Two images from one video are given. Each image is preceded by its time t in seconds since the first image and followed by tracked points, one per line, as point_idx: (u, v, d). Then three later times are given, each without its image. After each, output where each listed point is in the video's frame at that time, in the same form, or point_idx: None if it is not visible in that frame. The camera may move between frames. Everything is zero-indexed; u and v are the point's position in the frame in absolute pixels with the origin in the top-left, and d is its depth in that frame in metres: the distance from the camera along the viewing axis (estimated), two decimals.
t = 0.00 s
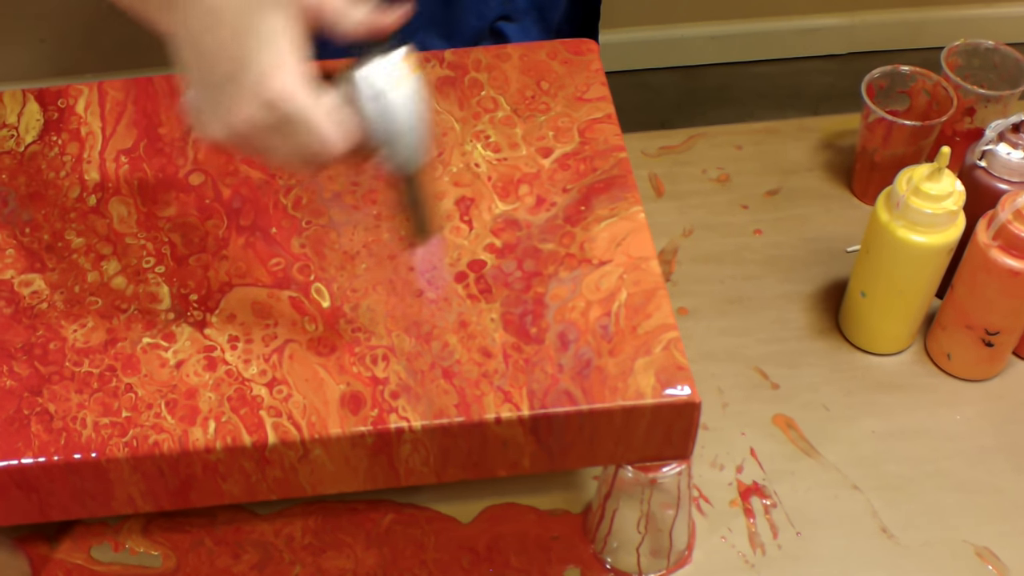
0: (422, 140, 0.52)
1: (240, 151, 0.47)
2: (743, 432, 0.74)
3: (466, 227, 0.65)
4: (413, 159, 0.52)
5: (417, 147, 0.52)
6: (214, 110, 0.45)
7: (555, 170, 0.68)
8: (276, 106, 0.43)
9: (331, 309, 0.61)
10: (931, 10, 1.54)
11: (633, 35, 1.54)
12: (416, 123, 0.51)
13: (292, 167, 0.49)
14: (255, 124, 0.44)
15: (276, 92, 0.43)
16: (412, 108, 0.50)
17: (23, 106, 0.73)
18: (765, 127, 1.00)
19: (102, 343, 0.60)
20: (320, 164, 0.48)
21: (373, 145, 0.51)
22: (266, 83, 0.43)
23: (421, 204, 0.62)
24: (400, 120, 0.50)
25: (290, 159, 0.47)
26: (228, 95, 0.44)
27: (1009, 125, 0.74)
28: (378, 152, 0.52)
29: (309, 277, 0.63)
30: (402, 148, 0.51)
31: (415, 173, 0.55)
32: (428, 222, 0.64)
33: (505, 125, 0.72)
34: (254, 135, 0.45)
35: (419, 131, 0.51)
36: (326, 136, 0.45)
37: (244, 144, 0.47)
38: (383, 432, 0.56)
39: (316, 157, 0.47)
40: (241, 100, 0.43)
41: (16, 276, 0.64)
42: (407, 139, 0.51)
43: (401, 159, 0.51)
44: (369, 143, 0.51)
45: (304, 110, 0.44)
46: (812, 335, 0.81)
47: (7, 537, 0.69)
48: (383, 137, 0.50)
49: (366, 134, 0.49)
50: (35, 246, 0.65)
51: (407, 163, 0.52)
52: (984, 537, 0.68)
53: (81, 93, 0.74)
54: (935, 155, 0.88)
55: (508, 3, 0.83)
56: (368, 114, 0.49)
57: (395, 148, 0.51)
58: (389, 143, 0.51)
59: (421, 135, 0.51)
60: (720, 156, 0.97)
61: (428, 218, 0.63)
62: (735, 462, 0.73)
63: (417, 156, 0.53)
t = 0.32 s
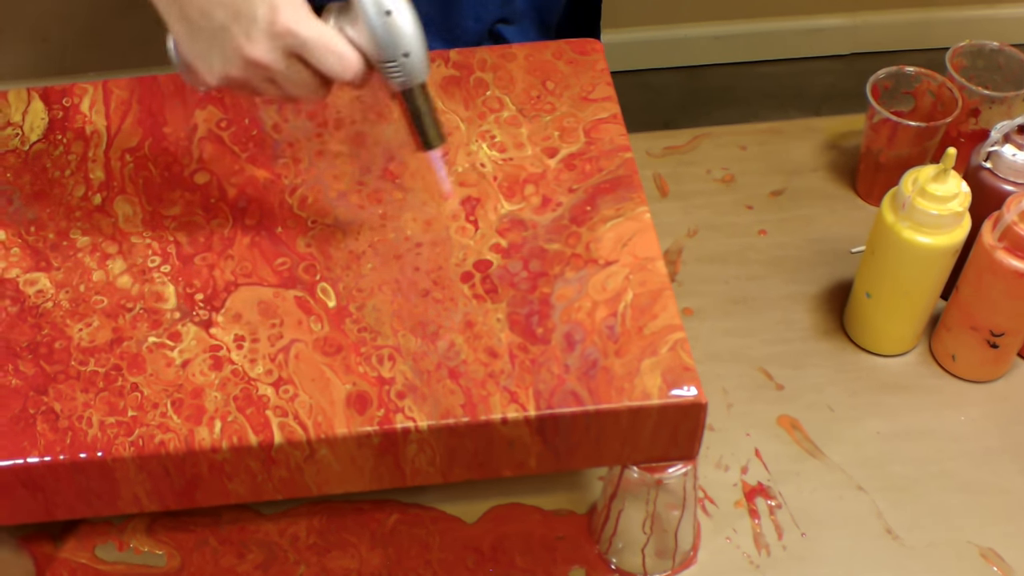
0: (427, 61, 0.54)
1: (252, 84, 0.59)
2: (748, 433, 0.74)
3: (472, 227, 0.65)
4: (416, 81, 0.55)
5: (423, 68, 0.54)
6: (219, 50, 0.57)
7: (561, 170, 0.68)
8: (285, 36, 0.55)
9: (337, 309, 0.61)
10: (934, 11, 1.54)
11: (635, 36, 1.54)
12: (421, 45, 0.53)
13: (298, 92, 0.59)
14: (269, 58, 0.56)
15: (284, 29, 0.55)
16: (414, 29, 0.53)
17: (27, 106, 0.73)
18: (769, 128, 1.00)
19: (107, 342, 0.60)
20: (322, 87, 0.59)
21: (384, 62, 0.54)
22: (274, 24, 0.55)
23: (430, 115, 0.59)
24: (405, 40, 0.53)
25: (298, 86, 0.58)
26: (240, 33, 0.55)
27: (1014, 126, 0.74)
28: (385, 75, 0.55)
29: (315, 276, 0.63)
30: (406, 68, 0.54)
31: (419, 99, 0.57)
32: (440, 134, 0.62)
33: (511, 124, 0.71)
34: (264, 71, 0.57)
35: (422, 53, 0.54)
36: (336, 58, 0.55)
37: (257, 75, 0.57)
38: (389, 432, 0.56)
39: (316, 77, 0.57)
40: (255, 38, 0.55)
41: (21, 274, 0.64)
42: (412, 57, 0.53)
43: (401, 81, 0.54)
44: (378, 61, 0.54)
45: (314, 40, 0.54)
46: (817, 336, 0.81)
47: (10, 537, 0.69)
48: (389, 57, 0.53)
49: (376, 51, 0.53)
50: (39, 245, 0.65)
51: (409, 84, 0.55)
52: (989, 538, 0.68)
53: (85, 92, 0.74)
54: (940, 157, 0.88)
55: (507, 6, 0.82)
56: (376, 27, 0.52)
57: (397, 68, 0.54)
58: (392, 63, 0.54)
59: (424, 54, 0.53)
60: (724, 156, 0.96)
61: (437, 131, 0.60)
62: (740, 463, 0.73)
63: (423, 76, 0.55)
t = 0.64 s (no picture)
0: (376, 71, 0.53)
1: (194, 86, 0.53)
2: (762, 435, 0.74)
3: (489, 227, 0.65)
4: (366, 90, 0.53)
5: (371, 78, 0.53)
6: (168, 49, 0.51)
7: (578, 170, 0.68)
8: (240, 35, 0.51)
9: (354, 308, 0.61)
10: (944, 13, 1.54)
11: (643, 35, 1.54)
12: (370, 53, 0.52)
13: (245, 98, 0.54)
14: (218, 60, 0.51)
15: (234, 28, 0.51)
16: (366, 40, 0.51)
17: (41, 102, 0.73)
18: (781, 129, 0.99)
19: (123, 340, 0.60)
20: (278, 92, 0.54)
21: (330, 68, 0.51)
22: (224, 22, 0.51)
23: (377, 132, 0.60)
24: (355, 46, 0.51)
25: (246, 92, 0.53)
26: (187, 31, 0.50)
27: None
28: (333, 84, 0.53)
29: (331, 275, 0.63)
30: (358, 74, 0.52)
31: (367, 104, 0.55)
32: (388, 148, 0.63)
33: (527, 124, 0.71)
34: (218, 68, 0.52)
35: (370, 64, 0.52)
36: (285, 64, 0.52)
37: (207, 80, 0.52)
38: (407, 432, 0.55)
39: (271, 87, 0.53)
40: (205, 34, 0.51)
41: (36, 271, 0.64)
42: (360, 65, 0.51)
43: (355, 86, 0.52)
44: (327, 69, 0.52)
45: (266, 39, 0.51)
46: (831, 338, 0.80)
47: (22, 533, 0.69)
48: (337, 63, 0.51)
49: (327, 61, 0.51)
50: (54, 242, 0.65)
51: (360, 92, 0.53)
52: (1004, 542, 0.68)
53: (99, 88, 0.73)
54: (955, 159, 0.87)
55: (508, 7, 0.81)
56: (325, 37, 0.50)
57: (351, 76, 0.52)
58: (343, 73, 0.51)
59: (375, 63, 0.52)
60: (738, 157, 0.96)
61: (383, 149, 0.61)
62: (754, 465, 0.72)
63: (369, 87, 0.53)
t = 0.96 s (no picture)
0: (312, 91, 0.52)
1: (122, 100, 0.49)
2: (779, 437, 0.74)
3: (510, 227, 0.64)
4: (303, 107, 0.52)
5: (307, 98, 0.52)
6: (98, 60, 0.47)
7: (599, 170, 0.67)
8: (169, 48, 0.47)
9: (375, 307, 0.61)
10: (954, 14, 1.54)
11: (653, 33, 1.53)
12: (306, 71, 0.51)
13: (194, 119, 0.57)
14: (148, 71, 0.47)
15: (167, 38, 0.46)
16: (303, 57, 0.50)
17: (58, 95, 0.73)
18: (797, 130, 0.99)
19: (143, 337, 0.59)
20: (218, 109, 0.50)
21: (262, 92, 0.50)
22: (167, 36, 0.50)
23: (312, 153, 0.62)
24: (291, 69, 0.50)
25: (181, 106, 0.49)
26: (120, 40, 0.47)
27: None
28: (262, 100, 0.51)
29: (352, 274, 0.62)
30: (292, 96, 0.51)
31: (303, 122, 0.55)
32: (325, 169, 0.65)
33: (547, 123, 0.71)
34: (150, 80, 0.48)
35: (308, 85, 0.51)
36: (223, 80, 0.48)
37: (139, 92, 0.48)
38: (429, 433, 0.55)
39: (208, 102, 0.50)
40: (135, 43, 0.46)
41: (54, 267, 0.63)
42: (297, 87, 0.51)
43: (291, 106, 0.51)
44: (258, 94, 0.50)
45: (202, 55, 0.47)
46: (848, 341, 0.80)
47: (36, 530, 0.68)
48: (273, 85, 0.50)
49: (261, 84, 0.49)
50: (72, 238, 0.65)
51: (295, 112, 0.52)
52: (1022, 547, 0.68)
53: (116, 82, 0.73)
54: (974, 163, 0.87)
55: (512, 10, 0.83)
56: (262, 60, 0.49)
57: (284, 98, 0.51)
58: (277, 95, 0.50)
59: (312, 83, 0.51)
60: (753, 157, 0.96)
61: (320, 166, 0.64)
62: (771, 468, 0.72)
63: (307, 107, 0.53)
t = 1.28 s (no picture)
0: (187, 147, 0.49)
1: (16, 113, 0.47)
2: (795, 439, 0.74)
3: (529, 226, 0.64)
4: (178, 158, 0.49)
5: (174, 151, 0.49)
6: None
7: (618, 170, 0.67)
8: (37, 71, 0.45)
9: (394, 306, 0.60)
10: (963, 15, 1.53)
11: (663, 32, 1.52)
12: (172, 121, 0.48)
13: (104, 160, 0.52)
14: (23, 91, 0.46)
15: (40, 61, 0.45)
16: (179, 104, 0.48)
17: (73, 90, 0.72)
18: (811, 130, 0.99)
19: (160, 335, 0.59)
20: (99, 144, 0.48)
21: (132, 134, 0.48)
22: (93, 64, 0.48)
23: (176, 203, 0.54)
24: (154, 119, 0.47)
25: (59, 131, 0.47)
26: None
27: None
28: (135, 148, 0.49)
29: (370, 272, 0.62)
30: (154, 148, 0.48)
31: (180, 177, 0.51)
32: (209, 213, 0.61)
33: (565, 122, 0.70)
34: (27, 103, 0.46)
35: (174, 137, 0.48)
36: (88, 113, 0.46)
37: (16, 113, 0.47)
38: (449, 434, 0.55)
39: (91, 141, 0.48)
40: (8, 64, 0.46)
41: (70, 263, 0.63)
42: (163, 133, 0.48)
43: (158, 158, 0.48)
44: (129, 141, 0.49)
45: (72, 83, 0.46)
46: (864, 343, 0.80)
47: (49, 528, 0.68)
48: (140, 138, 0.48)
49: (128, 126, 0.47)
50: (88, 234, 0.64)
51: (165, 164, 0.49)
52: None
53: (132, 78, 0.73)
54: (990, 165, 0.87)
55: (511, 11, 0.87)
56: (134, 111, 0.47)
57: (150, 151, 0.48)
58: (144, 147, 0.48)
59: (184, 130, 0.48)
60: (768, 157, 0.96)
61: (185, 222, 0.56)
62: (787, 470, 0.72)
63: (180, 157, 0.49)
